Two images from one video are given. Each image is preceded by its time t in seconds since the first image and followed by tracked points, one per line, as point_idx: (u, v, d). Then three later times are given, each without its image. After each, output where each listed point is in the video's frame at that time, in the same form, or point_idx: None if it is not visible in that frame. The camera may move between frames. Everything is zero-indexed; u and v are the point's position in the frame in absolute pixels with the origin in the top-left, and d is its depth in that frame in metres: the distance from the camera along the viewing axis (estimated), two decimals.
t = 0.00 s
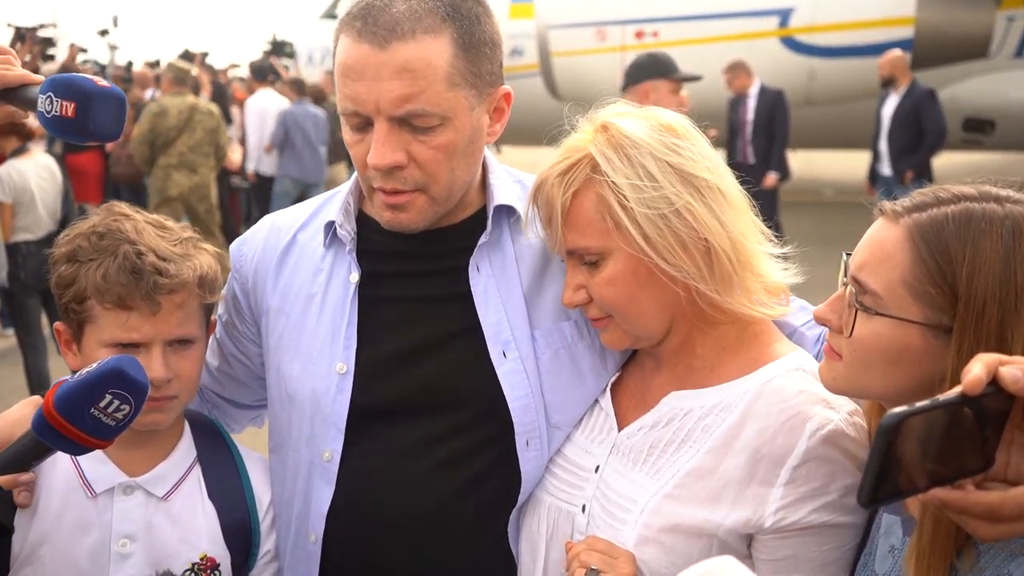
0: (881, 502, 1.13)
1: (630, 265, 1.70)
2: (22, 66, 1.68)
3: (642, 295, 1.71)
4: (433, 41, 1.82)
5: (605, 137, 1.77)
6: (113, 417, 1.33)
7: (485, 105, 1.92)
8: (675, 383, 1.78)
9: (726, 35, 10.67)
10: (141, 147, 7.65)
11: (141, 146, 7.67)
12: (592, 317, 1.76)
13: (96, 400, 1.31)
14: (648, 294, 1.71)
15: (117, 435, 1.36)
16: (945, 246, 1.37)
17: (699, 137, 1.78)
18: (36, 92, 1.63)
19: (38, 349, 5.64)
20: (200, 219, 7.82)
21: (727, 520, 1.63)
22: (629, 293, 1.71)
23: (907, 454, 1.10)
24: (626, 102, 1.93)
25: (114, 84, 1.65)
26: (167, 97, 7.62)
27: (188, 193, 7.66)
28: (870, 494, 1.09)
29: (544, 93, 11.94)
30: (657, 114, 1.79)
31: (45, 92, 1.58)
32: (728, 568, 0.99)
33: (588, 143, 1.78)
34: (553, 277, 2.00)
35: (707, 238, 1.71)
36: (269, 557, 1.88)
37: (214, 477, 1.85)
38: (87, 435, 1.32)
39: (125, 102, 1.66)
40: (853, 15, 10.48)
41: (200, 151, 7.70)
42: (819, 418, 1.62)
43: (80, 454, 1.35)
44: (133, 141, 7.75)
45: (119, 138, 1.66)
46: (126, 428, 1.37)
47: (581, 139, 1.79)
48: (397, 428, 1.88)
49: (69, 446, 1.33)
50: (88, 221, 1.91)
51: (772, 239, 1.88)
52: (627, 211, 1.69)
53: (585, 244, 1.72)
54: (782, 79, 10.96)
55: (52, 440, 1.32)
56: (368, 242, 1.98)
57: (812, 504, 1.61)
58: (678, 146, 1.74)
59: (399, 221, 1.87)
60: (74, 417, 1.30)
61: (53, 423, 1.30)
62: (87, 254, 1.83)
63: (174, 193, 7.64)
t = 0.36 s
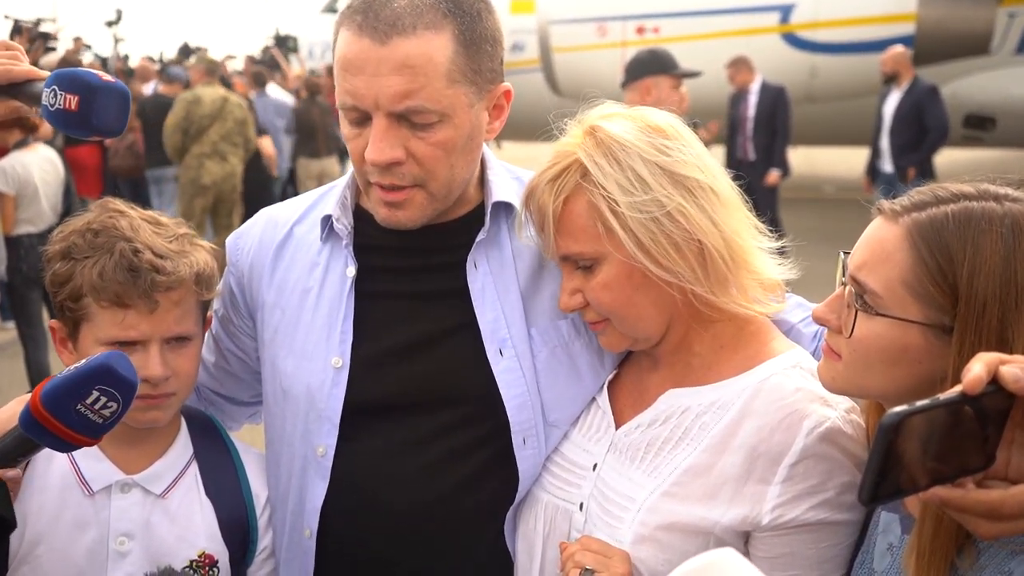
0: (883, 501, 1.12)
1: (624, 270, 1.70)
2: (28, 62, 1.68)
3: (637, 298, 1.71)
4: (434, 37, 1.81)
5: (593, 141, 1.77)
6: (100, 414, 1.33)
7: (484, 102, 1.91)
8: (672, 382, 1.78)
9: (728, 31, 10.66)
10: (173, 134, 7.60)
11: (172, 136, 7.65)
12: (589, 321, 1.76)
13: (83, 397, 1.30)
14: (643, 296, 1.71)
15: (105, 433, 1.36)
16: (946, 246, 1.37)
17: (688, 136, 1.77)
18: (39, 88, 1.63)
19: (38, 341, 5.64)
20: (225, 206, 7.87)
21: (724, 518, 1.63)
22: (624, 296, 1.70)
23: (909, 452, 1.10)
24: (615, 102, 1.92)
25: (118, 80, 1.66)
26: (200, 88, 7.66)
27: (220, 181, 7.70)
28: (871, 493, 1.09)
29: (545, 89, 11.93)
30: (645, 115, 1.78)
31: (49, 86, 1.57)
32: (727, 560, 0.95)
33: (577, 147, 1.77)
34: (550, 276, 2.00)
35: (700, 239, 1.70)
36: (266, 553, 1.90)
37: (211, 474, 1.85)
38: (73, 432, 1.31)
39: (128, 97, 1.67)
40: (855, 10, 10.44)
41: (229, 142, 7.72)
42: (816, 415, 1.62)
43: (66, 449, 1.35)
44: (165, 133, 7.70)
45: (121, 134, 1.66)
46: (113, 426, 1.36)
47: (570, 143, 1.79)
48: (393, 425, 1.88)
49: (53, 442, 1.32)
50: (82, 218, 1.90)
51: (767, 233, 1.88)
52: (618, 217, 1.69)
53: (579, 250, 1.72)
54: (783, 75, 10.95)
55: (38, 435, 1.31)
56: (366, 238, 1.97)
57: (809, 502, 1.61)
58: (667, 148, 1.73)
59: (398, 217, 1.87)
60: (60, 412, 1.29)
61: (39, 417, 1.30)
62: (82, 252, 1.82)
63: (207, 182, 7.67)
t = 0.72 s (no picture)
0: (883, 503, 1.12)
1: (625, 270, 1.70)
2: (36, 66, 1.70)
3: (638, 298, 1.71)
4: (435, 25, 1.82)
5: (596, 140, 1.77)
6: (95, 415, 1.33)
7: (485, 95, 1.91)
8: (670, 381, 1.78)
9: (727, 31, 10.66)
10: (184, 130, 7.67)
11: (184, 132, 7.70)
12: (590, 321, 1.76)
13: (78, 398, 1.31)
14: (643, 296, 1.71)
15: (99, 434, 1.36)
16: (946, 247, 1.37)
17: (691, 138, 1.77)
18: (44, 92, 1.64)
19: (37, 340, 5.62)
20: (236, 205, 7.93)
21: (721, 514, 1.63)
22: (625, 296, 1.70)
23: (909, 454, 1.10)
24: (616, 103, 1.92)
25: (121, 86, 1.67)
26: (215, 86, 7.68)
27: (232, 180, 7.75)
28: (872, 495, 1.09)
29: (545, 90, 11.95)
30: (648, 116, 1.78)
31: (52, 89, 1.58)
32: (726, 556, 0.97)
33: (580, 147, 1.77)
34: (549, 274, 2.00)
35: (702, 240, 1.70)
36: (260, 554, 1.88)
37: (205, 473, 1.85)
38: (66, 433, 1.32)
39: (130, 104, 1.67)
40: (855, 11, 10.45)
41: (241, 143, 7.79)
42: (814, 413, 1.62)
43: (61, 451, 1.35)
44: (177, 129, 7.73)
45: (121, 139, 1.67)
46: (107, 427, 1.37)
47: (573, 143, 1.79)
48: (389, 423, 1.88)
49: (47, 443, 1.33)
50: (72, 216, 1.91)
51: (768, 235, 1.88)
52: (621, 216, 1.69)
53: (580, 249, 1.72)
54: (783, 76, 10.96)
55: (34, 437, 1.32)
56: (364, 235, 1.98)
57: (806, 500, 1.61)
58: (670, 148, 1.73)
59: (397, 206, 1.85)
60: (56, 413, 1.30)
61: (34, 418, 1.30)
62: (72, 249, 1.83)
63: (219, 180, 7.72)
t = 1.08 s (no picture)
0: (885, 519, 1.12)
1: (627, 281, 1.70)
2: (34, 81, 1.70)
3: (639, 309, 1.71)
4: (434, 27, 1.83)
5: (598, 152, 1.78)
6: (101, 422, 1.33)
7: (485, 99, 1.92)
8: (672, 392, 1.78)
9: (732, 44, 10.68)
10: (199, 147, 7.97)
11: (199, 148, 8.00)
12: (592, 332, 1.76)
13: (84, 405, 1.31)
14: (645, 308, 1.72)
15: (106, 441, 1.36)
16: (948, 262, 1.37)
17: (692, 150, 1.78)
18: (40, 106, 1.64)
19: (41, 350, 5.65)
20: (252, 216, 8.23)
21: (722, 525, 1.63)
22: (627, 307, 1.71)
23: (911, 468, 1.10)
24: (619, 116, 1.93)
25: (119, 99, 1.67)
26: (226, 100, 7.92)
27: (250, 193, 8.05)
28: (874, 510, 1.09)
29: (549, 101, 11.98)
30: (651, 128, 1.79)
31: (48, 101, 1.59)
32: (720, 563, 1.00)
33: (582, 159, 1.78)
34: (550, 284, 2.01)
35: (703, 252, 1.71)
36: (260, 566, 1.88)
37: (207, 484, 1.86)
38: (73, 440, 1.32)
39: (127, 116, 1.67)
40: (858, 24, 10.46)
41: (253, 154, 7.98)
42: (815, 425, 1.62)
43: (68, 458, 1.36)
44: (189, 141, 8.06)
45: (116, 150, 1.67)
46: (113, 434, 1.37)
47: (575, 155, 1.80)
48: (391, 432, 1.88)
49: (54, 448, 1.33)
50: (79, 227, 1.91)
51: (769, 247, 1.88)
52: (623, 227, 1.69)
53: (582, 260, 1.72)
54: (786, 89, 10.98)
55: (41, 445, 1.32)
56: (367, 244, 1.99)
57: (806, 513, 1.61)
58: (672, 161, 1.74)
59: (398, 211, 1.86)
60: (61, 421, 1.30)
61: (41, 426, 1.31)
62: (80, 260, 1.84)
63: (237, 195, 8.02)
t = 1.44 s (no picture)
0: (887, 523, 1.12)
1: (628, 283, 1.70)
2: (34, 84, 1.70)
3: (641, 312, 1.71)
4: (429, 30, 1.84)
5: (598, 156, 1.78)
6: (113, 404, 1.35)
7: (482, 101, 1.92)
8: (675, 395, 1.78)
9: (738, 47, 10.65)
10: (211, 154, 7.91)
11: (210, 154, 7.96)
12: (595, 335, 1.76)
13: (97, 386, 1.33)
14: (647, 311, 1.72)
15: (116, 424, 1.38)
16: (947, 266, 1.37)
17: (692, 154, 1.78)
18: (40, 109, 1.64)
19: (45, 350, 5.77)
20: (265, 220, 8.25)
21: (727, 529, 1.62)
22: (629, 310, 1.71)
23: (912, 471, 1.10)
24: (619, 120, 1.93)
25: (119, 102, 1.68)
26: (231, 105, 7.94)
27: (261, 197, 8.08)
28: (874, 514, 1.09)
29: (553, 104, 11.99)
30: (650, 132, 1.79)
31: (48, 104, 1.59)
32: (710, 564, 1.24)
33: (583, 163, 1.78)
34: (554, 286, 2.01)
35: (704, 254, 1.71)
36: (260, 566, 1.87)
37: (210, 485, 1.85)
38: (86, 422, 1.33)
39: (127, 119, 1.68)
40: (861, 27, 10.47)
41: (266, 155, 8.08)
42: (819, 429, 1.62)
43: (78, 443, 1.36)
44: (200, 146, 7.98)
45: (117, 153, 1.68)
46: (123, 419, 1.39)
47: (576, 160, 1.80)
48: (396, 433, 1.88)
49: (66, 432, 1.34)
50: (90, 228, 1.92)
51: (770, 250, 1.88)
52: (623, 231, 1.69)
53: (584, 263, 1.72)
54: (791, 92, 10.96)
55: (54, 427, 1.33)
56: (373, 246, 1.99)
57: (810, 516, 1.61)
58: (672, 164, 1.74)
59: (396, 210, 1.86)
60: (75, 402, 1.32)
61: (53, 408, 1.31)
62: (89, 261, 1.84)
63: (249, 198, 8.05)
